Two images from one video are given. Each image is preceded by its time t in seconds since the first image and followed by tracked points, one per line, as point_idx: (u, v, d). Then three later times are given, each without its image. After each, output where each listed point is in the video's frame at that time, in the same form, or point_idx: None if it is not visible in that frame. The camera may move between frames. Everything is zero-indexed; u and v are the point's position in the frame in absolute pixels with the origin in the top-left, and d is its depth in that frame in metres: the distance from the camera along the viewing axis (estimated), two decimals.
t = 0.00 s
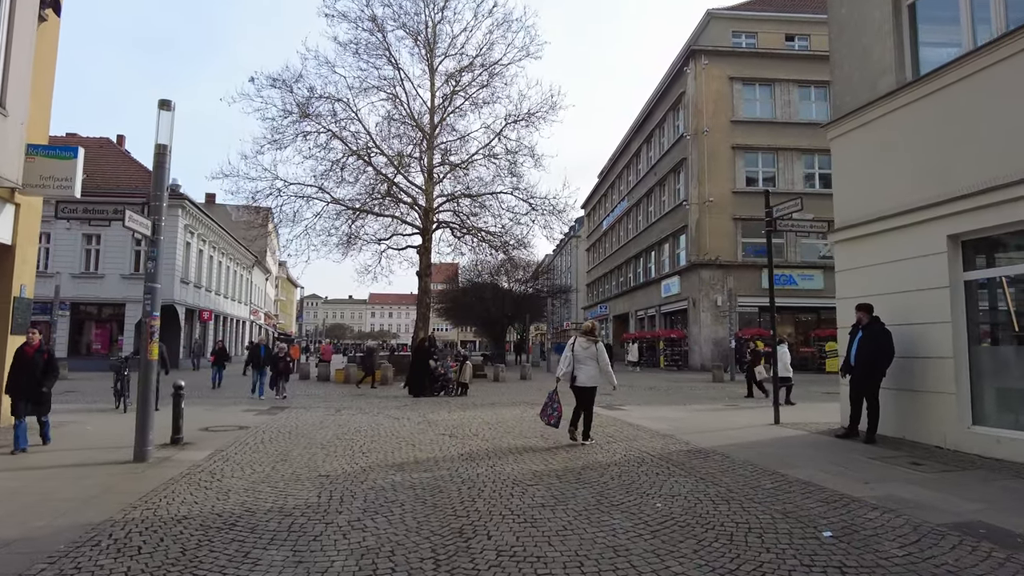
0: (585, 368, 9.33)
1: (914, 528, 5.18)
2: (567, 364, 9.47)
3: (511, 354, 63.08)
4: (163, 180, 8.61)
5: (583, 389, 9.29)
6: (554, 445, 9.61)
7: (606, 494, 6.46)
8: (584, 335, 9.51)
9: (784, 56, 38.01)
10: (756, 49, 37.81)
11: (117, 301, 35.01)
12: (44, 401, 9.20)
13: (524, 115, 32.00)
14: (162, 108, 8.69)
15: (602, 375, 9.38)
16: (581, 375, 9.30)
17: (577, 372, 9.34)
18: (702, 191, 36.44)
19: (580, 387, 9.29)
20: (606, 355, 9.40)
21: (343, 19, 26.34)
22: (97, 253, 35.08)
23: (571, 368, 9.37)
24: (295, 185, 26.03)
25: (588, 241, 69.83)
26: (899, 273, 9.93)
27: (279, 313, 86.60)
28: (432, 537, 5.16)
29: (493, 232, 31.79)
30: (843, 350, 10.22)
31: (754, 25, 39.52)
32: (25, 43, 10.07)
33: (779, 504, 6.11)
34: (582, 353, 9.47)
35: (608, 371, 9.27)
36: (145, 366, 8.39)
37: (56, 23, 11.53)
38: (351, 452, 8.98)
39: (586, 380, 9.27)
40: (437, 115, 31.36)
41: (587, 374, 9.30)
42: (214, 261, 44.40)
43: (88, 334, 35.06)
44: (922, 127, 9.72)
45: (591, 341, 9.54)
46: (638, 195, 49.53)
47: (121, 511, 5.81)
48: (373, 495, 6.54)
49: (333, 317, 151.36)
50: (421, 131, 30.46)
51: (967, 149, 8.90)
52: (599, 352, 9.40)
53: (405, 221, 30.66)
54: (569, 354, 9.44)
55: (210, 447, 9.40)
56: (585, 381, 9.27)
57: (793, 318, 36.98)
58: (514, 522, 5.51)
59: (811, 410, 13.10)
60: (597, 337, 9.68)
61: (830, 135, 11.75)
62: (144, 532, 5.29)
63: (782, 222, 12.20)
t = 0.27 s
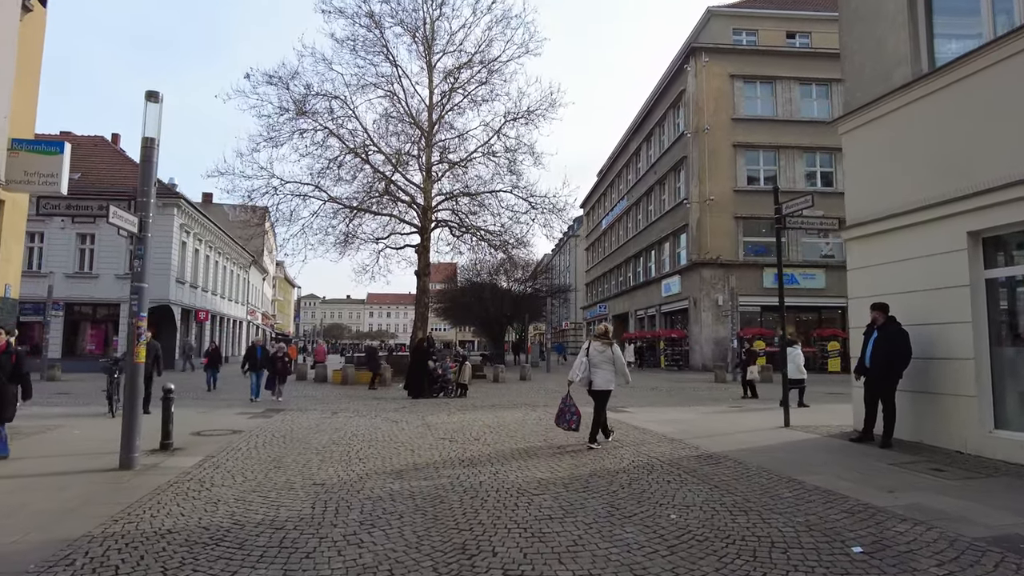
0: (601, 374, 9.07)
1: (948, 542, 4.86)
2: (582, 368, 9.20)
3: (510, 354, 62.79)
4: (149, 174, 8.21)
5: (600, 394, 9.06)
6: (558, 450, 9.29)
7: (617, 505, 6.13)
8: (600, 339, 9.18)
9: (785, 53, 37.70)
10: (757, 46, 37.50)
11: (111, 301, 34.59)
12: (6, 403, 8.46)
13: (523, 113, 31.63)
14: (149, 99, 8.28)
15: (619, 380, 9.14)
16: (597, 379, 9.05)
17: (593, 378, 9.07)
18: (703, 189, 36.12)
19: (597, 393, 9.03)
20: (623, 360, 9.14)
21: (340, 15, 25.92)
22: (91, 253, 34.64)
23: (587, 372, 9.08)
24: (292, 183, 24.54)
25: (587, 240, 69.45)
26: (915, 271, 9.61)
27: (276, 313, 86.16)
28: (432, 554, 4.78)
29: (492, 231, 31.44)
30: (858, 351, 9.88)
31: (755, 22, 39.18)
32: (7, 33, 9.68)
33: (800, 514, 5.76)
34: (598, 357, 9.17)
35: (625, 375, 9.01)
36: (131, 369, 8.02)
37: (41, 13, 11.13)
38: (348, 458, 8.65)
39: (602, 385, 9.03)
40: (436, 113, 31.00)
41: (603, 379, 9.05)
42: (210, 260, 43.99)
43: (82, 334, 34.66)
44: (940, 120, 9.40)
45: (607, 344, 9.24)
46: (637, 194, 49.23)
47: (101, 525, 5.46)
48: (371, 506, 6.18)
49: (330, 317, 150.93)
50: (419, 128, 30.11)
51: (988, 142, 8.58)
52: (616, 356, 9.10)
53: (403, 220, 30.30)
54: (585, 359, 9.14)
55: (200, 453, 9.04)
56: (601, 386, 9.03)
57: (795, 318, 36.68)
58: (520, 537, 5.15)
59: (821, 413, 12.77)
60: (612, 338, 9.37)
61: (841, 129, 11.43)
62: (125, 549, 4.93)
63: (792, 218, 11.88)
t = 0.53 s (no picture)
0: (619, 369, 9.24)
1: (992, 552, 4.54)
2: (600, 364, 9.37)
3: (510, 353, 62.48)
4: (140, 164, 7.86)
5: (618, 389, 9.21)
6: (567, 451, 8.95)
7: (633, 511, 5.79)
8: (616, 335, 9.36)
9: (789, 49, 37.36)
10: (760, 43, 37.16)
11: (108, 299, 34.23)
12: None
13: (525, 109, 31.27)
14: (140, 85, 7.92)
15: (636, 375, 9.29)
16: (614, 375, 9.23)
17: (610, 373, 9.27)
18: (706, 187, 35.78)
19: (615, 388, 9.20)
20: (640, 355, 9.29)
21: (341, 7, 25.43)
22: (87, 250, 34.25)
23: (605, 368, 9.29)
24: (291, 180, 23.85)
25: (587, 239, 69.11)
26: (936, 266, 9.28)
27: (275, 312, 85.78)
28: (440, 565, 4.45)
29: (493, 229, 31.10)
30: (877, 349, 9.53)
31: (758, 18, 38.83)
32: None
33: (830, 520, 5.42)
34: (615, 353, 9.34)
35: (642, 370, 9.15)
36: (120, 367, 7.60)
37: None
38: (348, 459, 8.33)
39: (619, 380, 9.20)
40: (436, 109, 30.66)
41: (620, 374, 9.22)
42: (208, 258, 43.66)
43: (79, 333, 34.32)
44: (964, 109, 9.07)
45: (624, 340, 9.41)
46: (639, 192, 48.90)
47: (84, 533, 5.11)
48: (372, 513, 5.83)
49: (329, 316, 150.62)
50: (420, 124, 29.80)
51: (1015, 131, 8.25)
52: (632, 351, 9.26)
53: (403, 217, 29.95)
54: (602, 355, 9.36)
55: (194, 454, 8.70)
56: (619, 381, 9.19)
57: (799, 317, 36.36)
58: (534, 547, 4.80)
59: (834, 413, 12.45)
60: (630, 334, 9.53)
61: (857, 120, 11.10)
62: (108, 560, 4.58)
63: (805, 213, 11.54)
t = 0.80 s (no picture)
0: (635, 375, 9.10)
1: None
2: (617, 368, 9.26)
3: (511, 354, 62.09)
4: (132, 159, 7.52)
5: (634, 395, 9.09)
6: (576, 459, 8.62)
7: (650, 530, 5.43)
8: (634, 339, 9.19)
9: (793, 49, 37.06)
10: (764, 42, 36.85)
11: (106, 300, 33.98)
12: None
13: (527, 108, 31.01)
14: (133, 77, 7.58)
15: (652, 381, 9.13)
16: (630, 379, 9.10)
17: (627, 378, 9.13)
18: (710, 187, 35.47)
19: (631, 393, 9.08)
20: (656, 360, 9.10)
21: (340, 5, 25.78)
22: (85, 250, 33.94)
23: (621, 373, 9.16)
24: (290, 179, 25.19)
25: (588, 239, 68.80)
26: (958, 268, 8.95)
27: (275, 313, 85.41)
28: None
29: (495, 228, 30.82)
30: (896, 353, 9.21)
31: (762, 18, 38.52)
32: None
33: (859, 539, 5.10)
34: (632, 357, 9.19)
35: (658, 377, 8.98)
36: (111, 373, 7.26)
37: None
38: (349, 469, 7.98)
39: (635, 387, 9.06)
40: (438, 107, 30.41)
41: (636, 379, 9.08)
42: (208, 259, 43.38)
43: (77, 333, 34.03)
44: (988, 105, 8.75)
45: (642, 345, 9.23)
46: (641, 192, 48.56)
47: (63, 554, 4.76)
48: (373, 529, 5.51)
49: (329, 316, 150.29)
50: (421, 123, 29.47)
51: None
52: (649, 356, 9.12)
53: (403, 217, 29.66)
54: (619, 358, 9.21)
55: (187, 462, 8.38)
56: (634, 387, 9.06)
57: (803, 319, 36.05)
58: (547, 570, 4.48)
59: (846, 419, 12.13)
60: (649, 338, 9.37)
61: (873, 118, 10.78)
62: None
63: (818, 212, 11.23)
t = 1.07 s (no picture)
0: (655, 369, 8.94)
1: None
2: (637, 362, 9.09)
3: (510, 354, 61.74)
4: (116, 146, 7.17)
5: (654, 389, 8.96)
6: (580, 460, 8.28)
7: (664, 535, 5.11)
8: (654, 334, 8.98)
9: (795, 44, 36.72)
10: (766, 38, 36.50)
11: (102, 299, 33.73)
12: None
13: (527, 104, 30.68)
14: (117, 60, 7.21)
15: (674, 375, 8.99)
16: (651, 374, 8.95)
17: (646, 372, 8.98)
18: (711, 184, 35.16)
19: (651, 387, 8.95)
20: (678, 355, 8.94)
21: None
22: (79, 248, 33.57)
23: (641, 367, 8.99)
24: (286, 176, 25.14)
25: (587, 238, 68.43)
26: (975, 262, 8.65)
27: (272, 312, 84.98)
28: None
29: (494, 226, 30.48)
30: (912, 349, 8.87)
31: (763, 14, 38.20)
32: None
33: (889, 546, 4.77)
34: (652, 352, 9.01)
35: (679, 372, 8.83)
36: (94, 370, 6.87)
37: None
38: (344, 471, 7.64)
39: (656, 382, 8.92)
40: (436, 103, 30.06)
41: (657, 374, 8.94)
42: (204, 257, 43.00)
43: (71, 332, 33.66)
44: (1006, 93, 8.45)
45: (662, 339, 9.04)
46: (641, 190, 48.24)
47: (35, 562, 4.43)
48: (368, 535, 5.17)
49: (328, 316, 149.81)
50: (419, 119, 29.12)
51: None
52: (670, 352, 8.94)
53: (401, 214, 29.30)
54: (639, 352, 9.05)
55: (175, 464, 8.02)
56: (655, 381, 8.92)
57: (805, 317, 35.75)
58: None
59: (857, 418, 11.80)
60: (670, 333, 9.18)
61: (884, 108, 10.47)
62: None
63: (828, 205, 10.89)
